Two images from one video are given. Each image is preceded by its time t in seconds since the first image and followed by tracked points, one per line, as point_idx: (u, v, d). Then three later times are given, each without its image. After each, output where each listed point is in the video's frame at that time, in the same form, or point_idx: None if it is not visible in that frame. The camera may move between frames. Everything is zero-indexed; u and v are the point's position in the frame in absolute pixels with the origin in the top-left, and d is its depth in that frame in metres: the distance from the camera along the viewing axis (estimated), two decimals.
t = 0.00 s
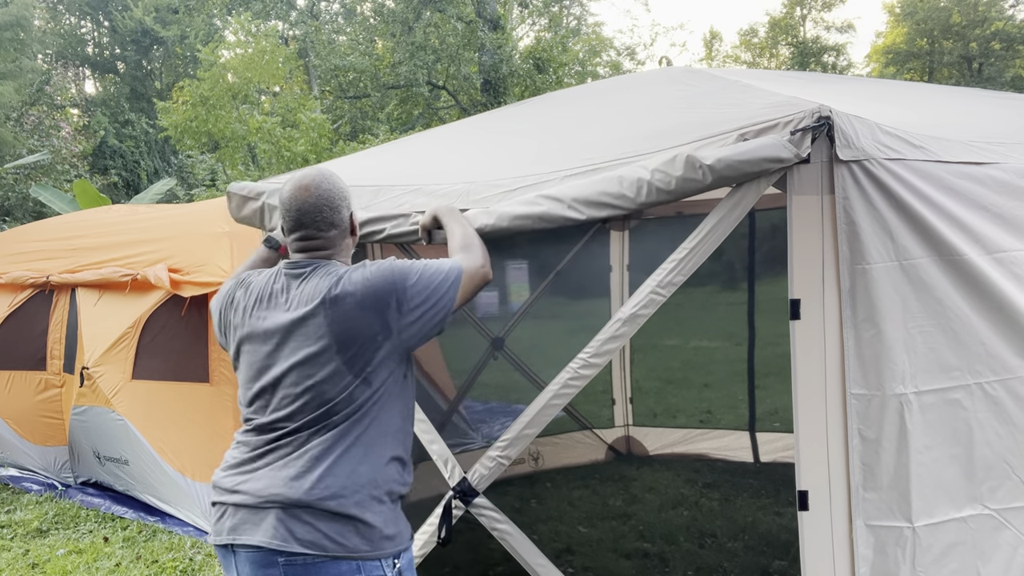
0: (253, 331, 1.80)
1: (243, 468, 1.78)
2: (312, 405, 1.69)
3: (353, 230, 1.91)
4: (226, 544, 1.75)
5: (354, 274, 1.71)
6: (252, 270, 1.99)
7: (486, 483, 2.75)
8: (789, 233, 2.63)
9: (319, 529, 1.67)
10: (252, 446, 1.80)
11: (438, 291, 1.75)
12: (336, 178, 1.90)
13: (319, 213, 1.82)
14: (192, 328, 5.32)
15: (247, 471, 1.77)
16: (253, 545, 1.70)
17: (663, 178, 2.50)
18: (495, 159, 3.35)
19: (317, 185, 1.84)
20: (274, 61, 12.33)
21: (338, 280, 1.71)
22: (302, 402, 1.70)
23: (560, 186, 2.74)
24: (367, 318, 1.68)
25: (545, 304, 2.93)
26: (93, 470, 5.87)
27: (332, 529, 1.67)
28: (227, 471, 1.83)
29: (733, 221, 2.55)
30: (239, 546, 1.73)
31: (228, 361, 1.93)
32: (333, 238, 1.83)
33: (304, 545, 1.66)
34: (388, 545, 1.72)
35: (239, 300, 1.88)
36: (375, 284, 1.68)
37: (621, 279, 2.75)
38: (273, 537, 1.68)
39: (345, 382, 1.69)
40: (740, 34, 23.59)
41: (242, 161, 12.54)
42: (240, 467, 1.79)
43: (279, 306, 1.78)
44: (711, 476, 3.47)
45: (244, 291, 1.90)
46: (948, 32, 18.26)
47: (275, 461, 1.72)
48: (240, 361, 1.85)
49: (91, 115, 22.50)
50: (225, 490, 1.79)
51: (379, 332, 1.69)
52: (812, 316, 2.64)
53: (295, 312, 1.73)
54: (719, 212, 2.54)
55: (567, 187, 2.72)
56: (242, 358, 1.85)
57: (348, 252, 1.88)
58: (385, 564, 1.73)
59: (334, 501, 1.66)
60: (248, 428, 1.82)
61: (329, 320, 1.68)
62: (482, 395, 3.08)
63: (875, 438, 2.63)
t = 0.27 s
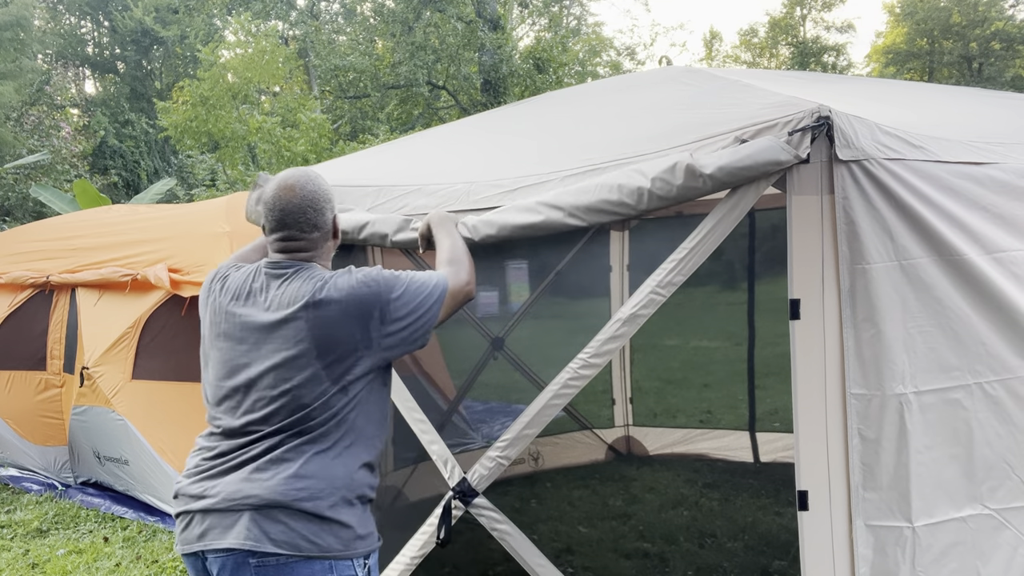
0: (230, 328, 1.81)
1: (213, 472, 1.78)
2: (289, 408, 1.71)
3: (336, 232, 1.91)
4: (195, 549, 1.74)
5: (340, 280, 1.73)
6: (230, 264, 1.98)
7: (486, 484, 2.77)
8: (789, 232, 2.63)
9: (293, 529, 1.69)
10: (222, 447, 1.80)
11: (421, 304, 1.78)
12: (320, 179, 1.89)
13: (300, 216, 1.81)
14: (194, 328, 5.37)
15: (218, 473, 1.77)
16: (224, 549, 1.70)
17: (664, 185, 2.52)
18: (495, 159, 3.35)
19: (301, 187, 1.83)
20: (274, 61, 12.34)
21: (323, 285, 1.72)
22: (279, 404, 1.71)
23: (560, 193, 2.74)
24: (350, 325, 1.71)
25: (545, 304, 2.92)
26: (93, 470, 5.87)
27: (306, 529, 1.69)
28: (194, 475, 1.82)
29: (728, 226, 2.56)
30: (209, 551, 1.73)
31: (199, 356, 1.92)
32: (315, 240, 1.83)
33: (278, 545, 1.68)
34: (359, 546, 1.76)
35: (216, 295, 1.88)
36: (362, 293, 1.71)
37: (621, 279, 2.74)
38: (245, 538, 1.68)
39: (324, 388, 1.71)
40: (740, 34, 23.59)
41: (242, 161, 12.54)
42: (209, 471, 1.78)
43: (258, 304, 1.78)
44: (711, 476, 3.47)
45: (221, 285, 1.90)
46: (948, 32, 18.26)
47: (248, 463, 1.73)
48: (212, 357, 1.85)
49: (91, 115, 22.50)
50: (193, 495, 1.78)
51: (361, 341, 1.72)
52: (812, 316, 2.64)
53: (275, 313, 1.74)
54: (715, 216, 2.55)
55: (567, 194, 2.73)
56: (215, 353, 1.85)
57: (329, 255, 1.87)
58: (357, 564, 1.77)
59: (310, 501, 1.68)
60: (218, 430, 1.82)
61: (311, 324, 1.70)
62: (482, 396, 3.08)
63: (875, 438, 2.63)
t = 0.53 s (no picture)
0: (184, 342, 1.89)
1: (180, 476, 1.88)
2: (237, 417, 1.78)
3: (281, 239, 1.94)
4: (168, 548, 1.85)
5: (272, 291, 1.76)
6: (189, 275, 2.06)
7: (487, 483, 2.77)
8: (789, 232, 2.63)
9: (251, 526, 1.76)
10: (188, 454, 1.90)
11: (359, 308, 1.76)
12: (260, 189, 1.92)
13: (239, 230, 1.85)
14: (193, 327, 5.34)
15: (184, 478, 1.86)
16: (190, 548, 1.80)
17: (663, 186, 2.50)
18: (495, 159, 3.35)
19: (236, 199, 1.87)
20: (274, 61, 12.35)
21: (256, 297, 1.76)
22: (228, 414, 1.79)
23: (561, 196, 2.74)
24: (285, 335, 1.74)
25: (544, 304, 2.92)
26: (93, 470, 5.87)
27: (264, 526, 1.76)
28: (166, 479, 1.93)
29: (726, 227, 2.56)
30: (179, 550, 1.84)
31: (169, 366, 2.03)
32: (255, 251, 1.88)
33: (237, 543, 1.76)
34: (322, 537, 1.82)
35: (173, 310, 1.96)
36: (293, 303, 1.73)
37: (621, 279, 2.74)
38: (207, 539, 1.78)
39: (266, 397, 1.76)
40: (740, 34, 23.59)
41: (242, 161, 12.54)
42: (176, 476, 1.89)
43: (204, 318, 1.85)
44: (711, 476, 3.41)
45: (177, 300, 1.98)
46: (948, 32, 18.26)
47: (207, 469, 1.81)
48: (175, 370, 1.95)
49: (91, 115, 22.51)
50: (163, 499, 1.89)
51: (297, 349, 1.74)
52: (812, 316, 2.64)
53: (217, 328, 1.80)
54: (715, 216, 2.55)
55: (568, 189, 2.72)
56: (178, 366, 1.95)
57: (273, 263, 1.92)
58: (321, 554, 1.82)
59: (264, 501, 1.75)
60: (185, 438, 1.92)
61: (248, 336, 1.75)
62: (481, 396, 3.08)
63: (875, 438, 2.63)
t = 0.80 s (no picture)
0: (135, 340, 1.96)
1: (131, 466, 1.95)
2: (184, 410, 1.85)
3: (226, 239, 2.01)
4: (118, 533, 1.92)
5: (218, 288, 1.84)
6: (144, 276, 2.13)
7: (487, 483, 2.77)
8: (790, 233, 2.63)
9: (194, 514, 1.83)
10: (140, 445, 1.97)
11: (302, 303, 1.85)
12: (200, 193, 1.98)
13: (181, 234, 1.92)
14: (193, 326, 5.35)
15: (135, 468, 1.94)
16: (138, 534, 1.87)
17: (664, 191, 2.51)
18: (495, 158, 3.34)
19: (174, 207, 1.94)
20: (274, 61, 12.36)
21: (202, 294, 1.84)
22: (175, 407, 1.86)
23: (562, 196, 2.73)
24: (230, 329, 1.82)
25: (544, 304, 2.92)
26: (93, 470, 5.87)
27: (207, 514, 1.83)
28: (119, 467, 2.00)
29: (727, 227, 2.56)
30: (129, 535, 1.90)
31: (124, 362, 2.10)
32: (200, 253, 1.95)
33: (181, 530, 1.82)
34: (265, 523, 1.88)
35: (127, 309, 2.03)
36: (237, 299, 1.81)
37: (621, 279, 2.74)
38: (153, 526, 1.84)
39: (211, 390, 1.83)
40: (740, 35, 23.58)
41: (242, 161, 12.53)
42: (128, 465, 1.96)
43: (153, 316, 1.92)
44: (711, 476, 3.37)
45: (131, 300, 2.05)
46: (948, 32, 18.25)
47: (156, 460, 1.88)
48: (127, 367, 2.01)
49: (91, 115, 22.50)
50: (116, 486, 1.96)
51: (241, 342, 1.82)
52: (812, 316, 2.64)
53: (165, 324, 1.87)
54: (714, 218, 2.54)
55: (569, 195, 2.71)
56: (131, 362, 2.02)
57: (219, 264, 1.99)
58: (264, 538, 1.88)
59: (207, 490, 1.82)
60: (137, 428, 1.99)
61: (193, 333, 1.83)
62: (481, 396, 3.07)
63: (875, 438, 2.63)
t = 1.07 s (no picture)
0: (111, 334, 2.24)
1: (104, 457, 2.20)
2: (149, 399, 2.11)
3: (188, 236, 2.24)
4: (90, 521, 2.16)
5: (176, 285, 2.09)
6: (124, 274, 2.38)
7: (487, 483, 2.79)
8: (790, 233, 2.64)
9: (153, 504, 2.05)
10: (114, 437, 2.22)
11: (252, 299, 2.08)
12: (166, 194, 2.22)
13: (147, 232, 2.18)
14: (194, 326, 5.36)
15: (106, 458, 2.18)
16: (105, 522, 2.10)
17: (665, 193, 2.49)
18: (495, 159, 3.35)
19: (141, 206, 2.18)
20: (274, 61, 12.36)
21: (162, 289, 2.09)
22: (142, 396, 2.12)
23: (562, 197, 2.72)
24: (187, 323, 2.07)
25: (544, 304, 2.92)
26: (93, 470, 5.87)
27: (163, 503, 2.05)
28: (95, 459, 2.25)
29: (727, 227, 2.56)
30: (98, 523, 2.14)
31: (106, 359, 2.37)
32: (163, 249, 2.20)
33: (140, 518, 2.05)
34: (219, 514, 2.08)
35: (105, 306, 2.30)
36: (193, 294, 2.06)
37: (621, 279, 2.74)
38: (117, 513, 2.08)
39: (171, 379, 2.08)
40: (740, 35, 23.58)
41: (242, 161, 12.53)
42: (102, 457, 2.21)
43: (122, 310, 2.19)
44: (711, 476, 3.25)
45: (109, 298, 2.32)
46: (948, 32, 18.24)
47: (124, 450, 2.13)
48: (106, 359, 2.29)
49: (91, 115, 22.49)
50: (91, 477, 2.21)
51: (196, 334, 2.07)
52: (812, 316, 2.64)
53: (132, 320, 2.14)
54: (714, 217, 2.55)
55: (567, 194, 2.69)
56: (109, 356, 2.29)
57: (182, 259, 2.24)
58: (220, 529, 2.08)
59: (163, 479, 2.04)
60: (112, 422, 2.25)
61: (154, 325, 2.09)
62: (481, 396, 3.07)
63: (876, 438, 2.63)
